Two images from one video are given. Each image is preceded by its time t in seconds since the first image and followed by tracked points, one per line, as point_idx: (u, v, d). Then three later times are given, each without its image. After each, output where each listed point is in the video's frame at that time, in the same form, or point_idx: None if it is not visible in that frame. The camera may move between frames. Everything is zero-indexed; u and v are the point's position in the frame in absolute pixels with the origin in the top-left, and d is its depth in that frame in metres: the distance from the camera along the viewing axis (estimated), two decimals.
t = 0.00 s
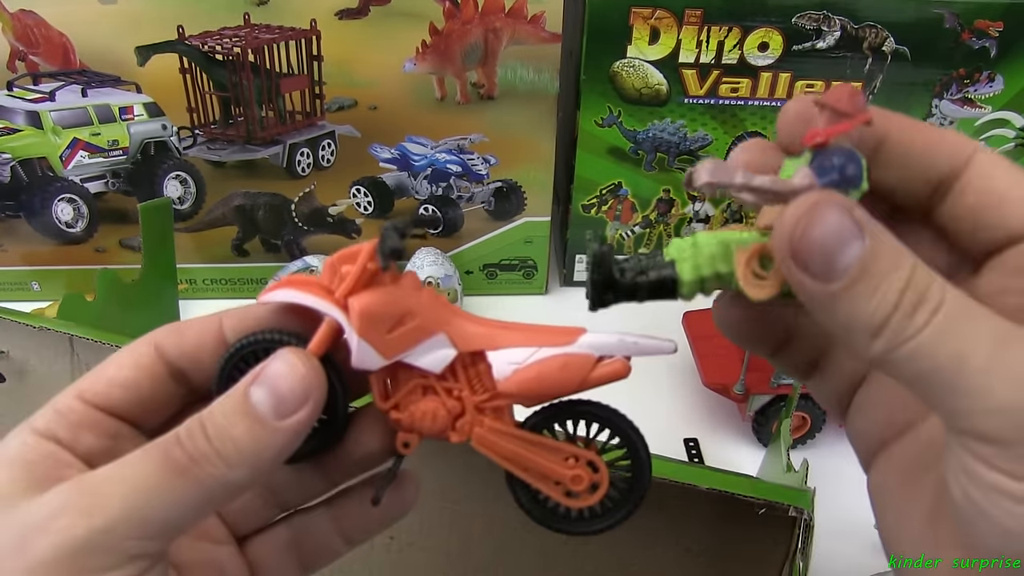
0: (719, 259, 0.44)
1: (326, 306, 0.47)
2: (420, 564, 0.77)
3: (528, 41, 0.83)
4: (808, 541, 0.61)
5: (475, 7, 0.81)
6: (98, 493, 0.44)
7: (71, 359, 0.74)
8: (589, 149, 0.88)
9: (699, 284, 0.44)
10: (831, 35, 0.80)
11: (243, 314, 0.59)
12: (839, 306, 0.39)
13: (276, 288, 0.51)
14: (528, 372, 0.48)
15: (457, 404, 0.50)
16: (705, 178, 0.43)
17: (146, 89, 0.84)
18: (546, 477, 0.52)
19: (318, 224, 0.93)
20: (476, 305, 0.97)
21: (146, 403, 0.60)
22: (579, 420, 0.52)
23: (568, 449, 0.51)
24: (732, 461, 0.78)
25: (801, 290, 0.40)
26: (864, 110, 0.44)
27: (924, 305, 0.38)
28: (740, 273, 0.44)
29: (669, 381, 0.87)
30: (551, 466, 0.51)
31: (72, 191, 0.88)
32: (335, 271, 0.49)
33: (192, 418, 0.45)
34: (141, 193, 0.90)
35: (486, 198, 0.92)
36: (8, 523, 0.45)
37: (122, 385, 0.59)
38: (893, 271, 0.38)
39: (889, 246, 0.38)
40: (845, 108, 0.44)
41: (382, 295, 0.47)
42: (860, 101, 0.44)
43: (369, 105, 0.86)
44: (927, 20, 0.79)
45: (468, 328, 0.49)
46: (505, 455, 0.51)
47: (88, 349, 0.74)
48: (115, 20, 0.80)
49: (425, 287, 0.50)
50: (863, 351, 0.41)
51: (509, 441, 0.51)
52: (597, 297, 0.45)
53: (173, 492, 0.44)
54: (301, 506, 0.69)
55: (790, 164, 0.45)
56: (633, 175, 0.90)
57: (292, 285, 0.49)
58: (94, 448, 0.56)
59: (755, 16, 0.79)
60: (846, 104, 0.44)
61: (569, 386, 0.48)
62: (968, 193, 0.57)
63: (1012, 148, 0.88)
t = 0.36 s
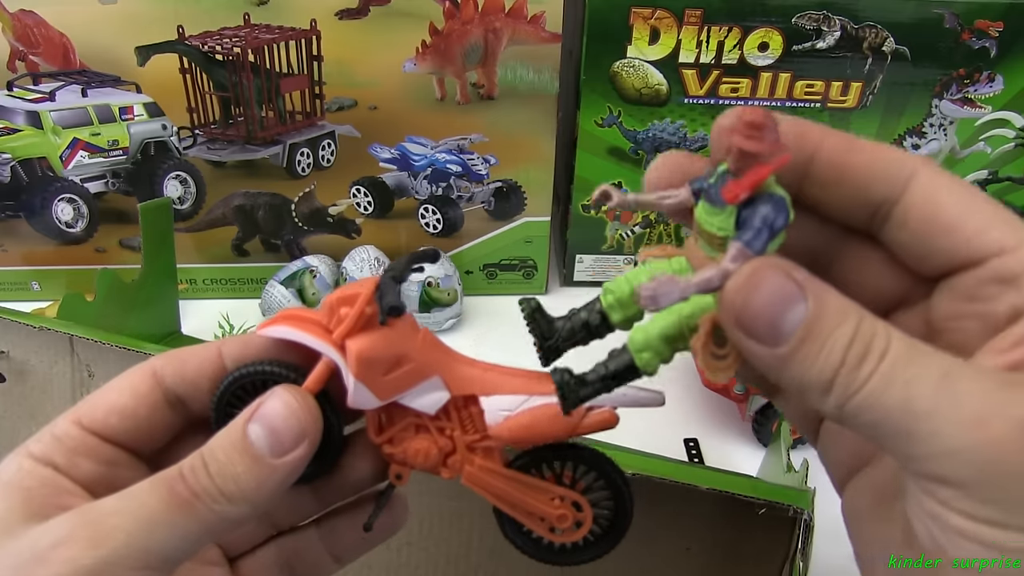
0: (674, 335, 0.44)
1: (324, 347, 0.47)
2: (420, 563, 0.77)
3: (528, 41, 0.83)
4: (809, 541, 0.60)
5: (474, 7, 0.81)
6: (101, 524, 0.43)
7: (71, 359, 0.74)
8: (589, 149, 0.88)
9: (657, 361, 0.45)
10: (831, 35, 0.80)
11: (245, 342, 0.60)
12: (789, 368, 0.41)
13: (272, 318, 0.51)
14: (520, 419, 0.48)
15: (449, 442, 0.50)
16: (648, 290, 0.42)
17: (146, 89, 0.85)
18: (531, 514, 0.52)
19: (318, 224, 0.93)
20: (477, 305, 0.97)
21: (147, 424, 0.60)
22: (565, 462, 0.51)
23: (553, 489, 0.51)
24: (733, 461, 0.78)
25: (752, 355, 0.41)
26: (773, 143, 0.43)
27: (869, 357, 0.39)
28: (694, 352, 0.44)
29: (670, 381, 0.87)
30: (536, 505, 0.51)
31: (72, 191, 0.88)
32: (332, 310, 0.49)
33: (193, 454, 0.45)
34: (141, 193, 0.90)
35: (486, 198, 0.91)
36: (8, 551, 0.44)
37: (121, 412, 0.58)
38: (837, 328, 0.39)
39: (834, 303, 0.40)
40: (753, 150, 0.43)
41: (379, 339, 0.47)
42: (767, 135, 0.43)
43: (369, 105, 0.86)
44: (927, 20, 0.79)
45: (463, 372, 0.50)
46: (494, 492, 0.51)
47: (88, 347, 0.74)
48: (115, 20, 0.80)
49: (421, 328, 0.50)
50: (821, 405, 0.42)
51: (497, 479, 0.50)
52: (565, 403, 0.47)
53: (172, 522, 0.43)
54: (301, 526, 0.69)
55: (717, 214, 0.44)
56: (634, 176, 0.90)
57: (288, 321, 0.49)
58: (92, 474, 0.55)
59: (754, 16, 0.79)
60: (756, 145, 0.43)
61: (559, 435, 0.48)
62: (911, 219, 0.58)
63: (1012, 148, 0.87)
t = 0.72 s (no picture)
0: (624, 357, 0.45)
1: (330, 350, 0.47)
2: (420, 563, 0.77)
3: (528, 41, 0.83)
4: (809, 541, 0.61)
5: (475, 7, 0.81)
6: (100, 529, 0.43)
7: (71, 359, 0.74)
8: (589, 149, 0.88)
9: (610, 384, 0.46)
10: (831, 35, 0.80)
11: (243, 343, 0.60)
12: (739, 380, 0.41)
13: (278, 317, 0.50)
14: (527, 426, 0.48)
15: (455, 448, 0.51)
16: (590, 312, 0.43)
17: (146, 89, 0.85)
18: (536, 521, 0.52)
19: (318, 224, 0.92)
20: (477, 305, 0.97)
21: (144, 429, 0.59)
22: (572, 471, 0.52)
23: (561, 498, 0.51)
24: (733, 461, 0.78)
25: (703, 369, 0.42)
26: (701, 152, 0.44)
27: (820, 370, 0.39)
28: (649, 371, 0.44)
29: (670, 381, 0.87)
30: (543, 514, 0.51)
31: (72, 191, 0.88)
32: (339, 311, 0.48)
33: (192, 458, 0.45)
34: (141, 193, 0.90)
35: (486, 198, 0.91)
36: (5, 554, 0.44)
37: (115, 415, 0.58)
38: (788, 339, 0.39)
39: (786, 314, 0.40)
40: (683, 160, 0.43)
41: (387, 343, 0.47)
42: (694, 142, 0.44)
43: (369, 105, 0.86)
44: (926, 20, 0.80)
45: (471, 379, 0.50)
46: (500, 499, 0.51)
47: (89, 348, 0.74)
48: (116, 20, 0.80)
49: (432, 333, 0.49)
50: (777, 419, 0.42)
51: (504, 487, 0.51)
52: (524, 443, 0.47)
53: (170, 525, 0.43)
54: (299, 531, 0.69)
55: (655, 228, 0.45)
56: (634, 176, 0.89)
57: (294, 321, 0.49)
58: (85, 478, 0.55)
59: (754, 16, 0.79)
60: (684, 152, 0.43)
61: (567, 439, 0.50)
62: (863, 226, 0.59)
63: (1012, 149, 0.87)
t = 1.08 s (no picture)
0: (587, 383, 0.44)
1: (329, 361, 0.46)
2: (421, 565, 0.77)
3: (528, 41, 0.83)
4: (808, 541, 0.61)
5: (474, 7, 0.81)
6: (97, 545, 0.42)
7: (71, 359, 0.74)
8: (589, 149, 0.88)
9: (575, 414, 0.44)
10: (831, 35, 0.80)
11: (243, 351, 0.60)
12: (689, 401, 0.40)
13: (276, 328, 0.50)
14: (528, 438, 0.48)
15: (458, 458, 0.49)
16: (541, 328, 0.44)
17: (146, 89, 0.85)
18: (540, 531, 0.52)
19: (318, 224, 0.92)
20: (477, 305, 0.96)
21: (142, 435, 0.59)
22: (577, 479, 0.51)
23: (564, 507, 0.51)
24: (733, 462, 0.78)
25: (655, 389, 0.41)
26: (650, 173, 0.44)
27: (769, 397, 0.38)
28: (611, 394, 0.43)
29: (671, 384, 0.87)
30: (547, 523, 0.51)
31: (72, 191, 0.88)
32: (338, 322, 0.48)
33: (192, 471, 0.45)
34: (141, 193, 0.90)
35: (486, 198, 0.91)
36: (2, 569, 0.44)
37: (114, 424, 0.58)
38: (738, 360, 0.38)
39: (738, 335, 0.39)
40: (635, 182, 0.43)
41: (387, 354, 0.46)
42: (642, 163, 0.44)
43: (369, 105, 0.86)
44: (926, 20, 0.80)
45: (471, 388, 0.50)
46: (503, 508, 0.51)
47: (89, 348, 0.74)
48: (116, 20, 0.80)
49: (430, 342, 0.49)
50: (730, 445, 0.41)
51: (507, 496, 0.51)
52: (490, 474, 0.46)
53: (168, 539, 0.43)
54: (300, 539, 0.69)
55: (611, 253, 0.43)
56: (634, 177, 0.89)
57: (294, 331, 0.48)
58: (85, 490, 0.55)
59: (755, 16, 0.79)
60: (635, 173, 0.43)
61: (570, 451, 0.49)
62: (828, 243, 0.57)
63: (1012, 149, 0.87)
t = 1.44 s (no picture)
0: (574, 369, 0.43)
1: (328, 377, 0.45)
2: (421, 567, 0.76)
3: (528, 41, 0.83)
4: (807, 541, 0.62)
5: (475, 7, 0.81)
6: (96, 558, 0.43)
7: (71, 359, 0.75)
8: (588, 149, 0.88)
9: (561, 396, 0.44)
10: (831, 35, 0.80)
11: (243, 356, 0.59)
12: (673, 399, 0.41)
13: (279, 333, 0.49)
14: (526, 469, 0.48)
15: (455, 481, 0.49)
16: (517, 318, 0.44)
17: (146, 89, 0.85)
18: (534, 559, 0.51)
19: (318, 224, 0.92)
20: (477, 306, 0.96)
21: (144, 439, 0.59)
22: (577, 509, 0.51)
23: (562, 537, 0.51)
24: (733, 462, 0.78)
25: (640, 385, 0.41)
26: (652, 157, 0.44)
27: (744, 399, 0.38)
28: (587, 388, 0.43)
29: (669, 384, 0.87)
30: (543, 552, 0.50)
31: (72, 191, 0.87)
32: (336, 337, 0.46)
33: (188, 484, 0.45)
34: (141, 193, 0.90)
35: (486, 198, 0.91)
36: None
37: (111, 432, 0.57)
38: (712, 360, 0.39)
39: (712, 334, 0.39)
40: (628, 165, 0.44)
41: (386, 374, 0.45)
42: (643, 147, 0.44)
43: (369, 105, 0.86)
44: (926, 20, 0.80)
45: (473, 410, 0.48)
46: (497, 535, 0.50)
47: (88, 347, 0.75)
48: (116, 20, 0.80)
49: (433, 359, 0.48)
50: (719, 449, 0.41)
51: (502, 524, 0.50)
52: (475, 445, 0.46)
53: (165, 553, 0.43)
54: (298, 550, 0.68)
55: (605, 239, 0.45)
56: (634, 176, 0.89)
57: (291, 343, 0.47)
58: (78, 498, 0.55)
59: (754, 16, 0.79)
60: (628, 159, 0.44)
61: (569, 485, 0.48)
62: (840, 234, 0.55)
63: (1012, 149, 0.87)
